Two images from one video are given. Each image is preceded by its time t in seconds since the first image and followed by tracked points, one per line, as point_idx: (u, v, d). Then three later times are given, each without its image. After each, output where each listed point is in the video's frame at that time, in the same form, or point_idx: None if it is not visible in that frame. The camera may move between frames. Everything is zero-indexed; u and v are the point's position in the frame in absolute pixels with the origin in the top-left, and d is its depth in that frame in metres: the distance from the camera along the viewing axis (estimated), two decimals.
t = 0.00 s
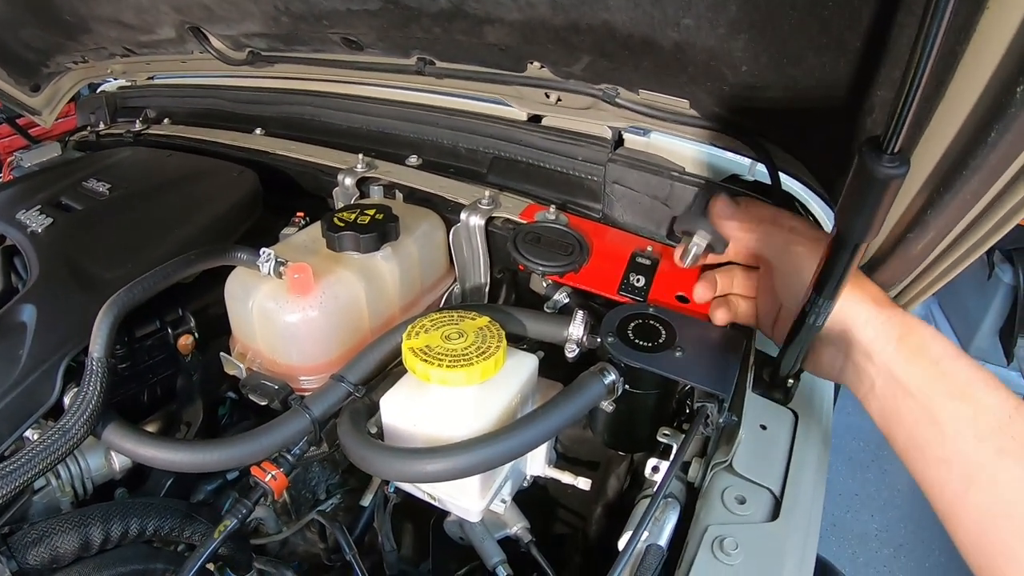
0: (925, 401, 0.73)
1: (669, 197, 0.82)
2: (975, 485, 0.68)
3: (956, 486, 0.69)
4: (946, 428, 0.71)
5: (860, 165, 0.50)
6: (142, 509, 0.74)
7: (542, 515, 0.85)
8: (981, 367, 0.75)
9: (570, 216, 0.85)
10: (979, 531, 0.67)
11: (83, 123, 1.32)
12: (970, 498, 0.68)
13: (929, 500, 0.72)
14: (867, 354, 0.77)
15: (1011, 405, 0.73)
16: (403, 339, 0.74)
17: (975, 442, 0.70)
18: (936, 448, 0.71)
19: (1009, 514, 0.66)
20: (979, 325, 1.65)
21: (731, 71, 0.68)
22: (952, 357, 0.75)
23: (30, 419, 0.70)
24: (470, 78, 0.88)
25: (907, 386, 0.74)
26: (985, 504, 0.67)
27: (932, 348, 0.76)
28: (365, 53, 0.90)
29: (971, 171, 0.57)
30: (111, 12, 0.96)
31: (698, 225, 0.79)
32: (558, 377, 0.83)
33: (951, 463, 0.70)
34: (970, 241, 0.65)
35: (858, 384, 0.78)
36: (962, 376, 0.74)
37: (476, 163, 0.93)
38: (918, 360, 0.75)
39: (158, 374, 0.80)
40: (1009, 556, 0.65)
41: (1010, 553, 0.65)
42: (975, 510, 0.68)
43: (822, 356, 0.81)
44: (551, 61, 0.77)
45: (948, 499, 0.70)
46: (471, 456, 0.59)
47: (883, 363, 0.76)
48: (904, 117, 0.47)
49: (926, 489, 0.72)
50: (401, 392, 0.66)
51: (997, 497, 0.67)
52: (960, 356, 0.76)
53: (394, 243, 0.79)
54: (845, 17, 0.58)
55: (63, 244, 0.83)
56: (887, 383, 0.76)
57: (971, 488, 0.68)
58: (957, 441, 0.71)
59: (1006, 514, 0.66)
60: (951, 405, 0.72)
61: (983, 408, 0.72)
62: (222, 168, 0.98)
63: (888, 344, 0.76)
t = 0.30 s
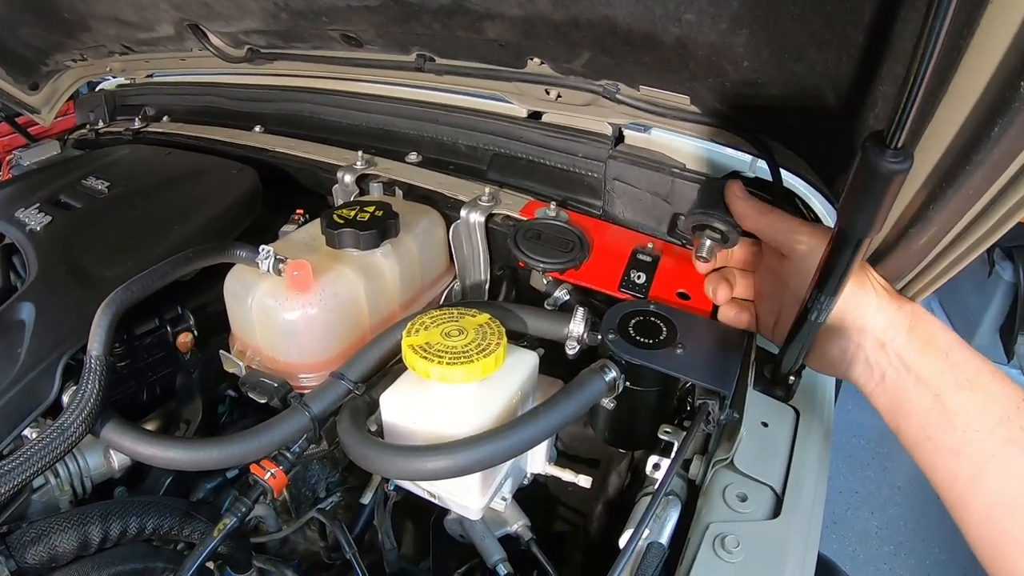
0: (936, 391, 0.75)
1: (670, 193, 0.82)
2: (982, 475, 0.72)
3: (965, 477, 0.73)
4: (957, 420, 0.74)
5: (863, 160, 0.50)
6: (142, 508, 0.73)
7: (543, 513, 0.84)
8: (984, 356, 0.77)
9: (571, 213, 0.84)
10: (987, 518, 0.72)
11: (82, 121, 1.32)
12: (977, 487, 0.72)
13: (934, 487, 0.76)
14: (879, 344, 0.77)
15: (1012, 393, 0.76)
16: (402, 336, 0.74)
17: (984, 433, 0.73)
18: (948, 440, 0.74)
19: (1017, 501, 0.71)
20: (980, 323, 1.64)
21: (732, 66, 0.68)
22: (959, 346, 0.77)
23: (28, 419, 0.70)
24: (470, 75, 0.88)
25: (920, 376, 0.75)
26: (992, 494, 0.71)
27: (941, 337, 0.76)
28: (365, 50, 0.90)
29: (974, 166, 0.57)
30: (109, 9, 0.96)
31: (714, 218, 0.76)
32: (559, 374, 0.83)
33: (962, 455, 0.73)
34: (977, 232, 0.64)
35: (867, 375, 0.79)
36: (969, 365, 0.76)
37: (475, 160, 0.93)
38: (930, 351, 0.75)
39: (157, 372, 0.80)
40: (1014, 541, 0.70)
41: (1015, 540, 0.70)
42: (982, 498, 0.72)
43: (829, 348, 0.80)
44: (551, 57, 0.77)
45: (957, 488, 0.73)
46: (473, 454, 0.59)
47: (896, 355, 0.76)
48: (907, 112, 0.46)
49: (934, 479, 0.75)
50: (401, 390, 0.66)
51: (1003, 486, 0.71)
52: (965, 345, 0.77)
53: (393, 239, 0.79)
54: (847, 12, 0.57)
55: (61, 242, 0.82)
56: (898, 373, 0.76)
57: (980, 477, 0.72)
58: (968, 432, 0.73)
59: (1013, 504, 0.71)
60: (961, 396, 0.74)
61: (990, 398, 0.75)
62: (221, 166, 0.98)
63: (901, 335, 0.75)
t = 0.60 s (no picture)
0: (937, 395, 0.74)
1: (667, 190, 0.81)
2: (985, 480, 0.71)
3: (967, 482, 0.72)
4: (958, 424, 0.73)
5: (859, 155, 0.49)
6: (140, 507, 0.73)
7: (541, 511, 0.84)
8: (984, 363, 0.78)
9: (568, 210, 0.84)
10: (990, 524, 0.71)
11: (81, 122, 1.32)
12: (980, 492, 0.71)
13: (938, 493, 0.75)
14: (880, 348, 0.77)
15: (1013, 400, 0.76)
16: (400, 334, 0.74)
17: (985, 438, 0.72)
18: (949, 445, 0.73)
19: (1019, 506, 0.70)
20: (980, 319, 1.64)
21: (729, 63, 0.67)
22: (958, 352, 0.77)
23: (27, 419, 0.70)
24: (466, 73, 0.87)
25: (920, 380, 0.75)
26: (994, 500, 0.71)
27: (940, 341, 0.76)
28: (362, 48, 0.90)
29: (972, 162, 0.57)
30: (106, 9, 0.96)
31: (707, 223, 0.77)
32: (557, 372, 0.82)
33: (965, 461, 0.72)
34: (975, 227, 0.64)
35: (868, 380, 0.79)
36: (969, 371, 0.76)
37: (473, 158, 0.93)
38: (931, 355, 0.76)
39: (156, 372, 0.80)
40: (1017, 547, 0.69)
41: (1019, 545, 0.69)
42: (984, 504, 0.71)
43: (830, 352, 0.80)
44: (546, 54, 0.77)
45: (959, 493, 0.72)
46: (471, 452, 0.59)
47: (896, 358, 0.76)
48: (903, 106, 0.46)
49: (938, 485, 0.74)
50: (398, 389, 0.66)
51: (1006, 492, 0.70)
52: (964, 352, 0.78)
53: (390, 237, 0.79)
54: (843, 7, 0.57)
55: (59, 242, 0.82)
56: (898, 377, 0.76)
57: (982, 482, 0.71)
58: (970, 437, 0.73)
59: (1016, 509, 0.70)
60: (961, 401, 0.74)
61: (991, 403, 0.75)
62: (218, 165, 0.98)
63: (901, 339, 0.76)
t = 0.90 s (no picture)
0: (947, 421, 0.73)
1: (666, 190, 0.82)
2: (996, 505, 0.71)
3: (978, 504, 0.71)
4: (970, 449, 0.72)
5: (856, 155, 0.50)
6: (140, 507, 0.73)
7: (541, 511, 0.84)
8: (993, 379, 0.76)
9: (567, 210, 0.84)
10: (1001, 547, 0.70)
11: (81, 122, 1.32)
12: (990, 515, 0.71)
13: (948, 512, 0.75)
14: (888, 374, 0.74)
15: None
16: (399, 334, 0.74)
17: (996, 462, 0.71)
18: (959, 469, 0.72)
19: None
20: (980, 317, 1.64)
21: (727, 63, 0.68)
22: (969, 373, 0.75)
23: (28, 419, 0.70)
24: (466, 74, 0.87)
25: (930, 406, 0.73)
26: (1005, 525, 0.70)
27: (950, 364, 0.74)
28: (361, 49, 0.90)
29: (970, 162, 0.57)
30: (106, 10, 0.96)
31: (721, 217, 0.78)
32: (556, 371, 0.83)
33: (975, 484, 0.71)
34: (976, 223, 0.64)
35: (878, 399, 0.77)
36: (979, 391, 0.74)
37: (472, 158, 0.93)
38: (941, 379, 0.73)
39: (156, 372, 0.80)
40: None
41: None
42: (997, 528, 0.71)
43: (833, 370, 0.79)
44: (545, 55, 0.77)
45: (969, 514, 0.72)
46: (469, 452, 0.59)
47: (901, 385, 0.74)
48: (899, 106, 0.46)
49: (948, 506, 0.74)
50: (397, 388, 0.66)
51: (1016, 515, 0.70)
52: (973, 370, 0.76)
53: (390, 238, 0.79)
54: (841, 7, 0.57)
55: (59, 243, 0.83)
56: (908, 402, 0.74)
57: (994, 507, 0.71)
58: (981, 462, 0.72)
59: None
60: (972, 424, 0.72)
61: (1002, 424, 0.73)
62: (218, 165, 0.98)
63: (909, 364, 0.73)
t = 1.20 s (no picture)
0: (935, 397, 0.72)
1: (654, 186, 0.82)
2: (984, 485, 0.68)
3: (967, 485, 0.69)
4: (957, 427, 0.70)
5: (835, 148, 0.50)
6: (130, 507, 0.74)
7: (532, 509, 0.84)
8: (987, 362, 0.74)
9: (556, 208, 0.84)
10: (990, 529, 0.67)
11: (73, 126, 1.32)
12: (979, 495, 0.68)
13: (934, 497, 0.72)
14: (875, 345, 0.76)
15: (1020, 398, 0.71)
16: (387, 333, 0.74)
17: (986, 441, 0.69)
18: (947, 447, 0.70)
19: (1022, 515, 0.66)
20: (976, 312, 1.64)
21: (711, 58, 0.67)
22: (961, 354, 0.74)
23: (18, 421, 0.70)
24: (453, 72, 0.87)
25: (917, 381, 0.73)
26: (993, 506, 0.67)
27: (940, 341, 0.74)
28: (349, 49, 0.90)
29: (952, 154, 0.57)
30: (95, 13, 0.96)
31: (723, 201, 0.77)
32: (545, 369, 0.83)
33: (963, 464, 0.69)
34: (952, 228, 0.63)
35: (868, 374, 0.78)
36: (969, 369, 0.72)
37: (461, 157, 0.93)
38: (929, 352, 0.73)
39: (147, 374, 0.80)
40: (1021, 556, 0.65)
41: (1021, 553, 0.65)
42: (985, 511, 0.67)
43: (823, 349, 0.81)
44: (531, 52, 0.77)
45: (957, 496, 0.70)
46: (455, 450, 0.59)
47: (890, 358, 0.74)
48: (877, 97, 0.46)
49: (933, 489, 0.71)
50: (383, 387, 0.66)
51: (1006, 495, 0.67)
52: (965, 351, 0.74)
53: (377, 237, 0.79)
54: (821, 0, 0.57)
55: (50, 246, 0.83)
56: (896, 376, 0.74)
57: (981, 487, 0.68)
58: (969, 439, 0.69)
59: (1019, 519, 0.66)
60: (959, 401, 0.71)
61: (994, 402, 0.71)
62: (208, 167, 0.98)
63: (896, 335, 0.74)
